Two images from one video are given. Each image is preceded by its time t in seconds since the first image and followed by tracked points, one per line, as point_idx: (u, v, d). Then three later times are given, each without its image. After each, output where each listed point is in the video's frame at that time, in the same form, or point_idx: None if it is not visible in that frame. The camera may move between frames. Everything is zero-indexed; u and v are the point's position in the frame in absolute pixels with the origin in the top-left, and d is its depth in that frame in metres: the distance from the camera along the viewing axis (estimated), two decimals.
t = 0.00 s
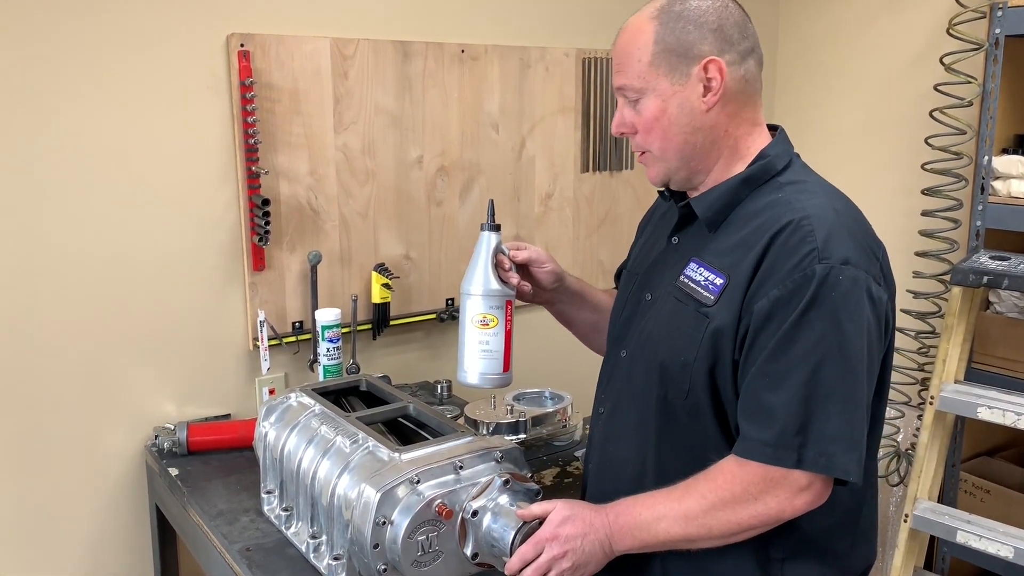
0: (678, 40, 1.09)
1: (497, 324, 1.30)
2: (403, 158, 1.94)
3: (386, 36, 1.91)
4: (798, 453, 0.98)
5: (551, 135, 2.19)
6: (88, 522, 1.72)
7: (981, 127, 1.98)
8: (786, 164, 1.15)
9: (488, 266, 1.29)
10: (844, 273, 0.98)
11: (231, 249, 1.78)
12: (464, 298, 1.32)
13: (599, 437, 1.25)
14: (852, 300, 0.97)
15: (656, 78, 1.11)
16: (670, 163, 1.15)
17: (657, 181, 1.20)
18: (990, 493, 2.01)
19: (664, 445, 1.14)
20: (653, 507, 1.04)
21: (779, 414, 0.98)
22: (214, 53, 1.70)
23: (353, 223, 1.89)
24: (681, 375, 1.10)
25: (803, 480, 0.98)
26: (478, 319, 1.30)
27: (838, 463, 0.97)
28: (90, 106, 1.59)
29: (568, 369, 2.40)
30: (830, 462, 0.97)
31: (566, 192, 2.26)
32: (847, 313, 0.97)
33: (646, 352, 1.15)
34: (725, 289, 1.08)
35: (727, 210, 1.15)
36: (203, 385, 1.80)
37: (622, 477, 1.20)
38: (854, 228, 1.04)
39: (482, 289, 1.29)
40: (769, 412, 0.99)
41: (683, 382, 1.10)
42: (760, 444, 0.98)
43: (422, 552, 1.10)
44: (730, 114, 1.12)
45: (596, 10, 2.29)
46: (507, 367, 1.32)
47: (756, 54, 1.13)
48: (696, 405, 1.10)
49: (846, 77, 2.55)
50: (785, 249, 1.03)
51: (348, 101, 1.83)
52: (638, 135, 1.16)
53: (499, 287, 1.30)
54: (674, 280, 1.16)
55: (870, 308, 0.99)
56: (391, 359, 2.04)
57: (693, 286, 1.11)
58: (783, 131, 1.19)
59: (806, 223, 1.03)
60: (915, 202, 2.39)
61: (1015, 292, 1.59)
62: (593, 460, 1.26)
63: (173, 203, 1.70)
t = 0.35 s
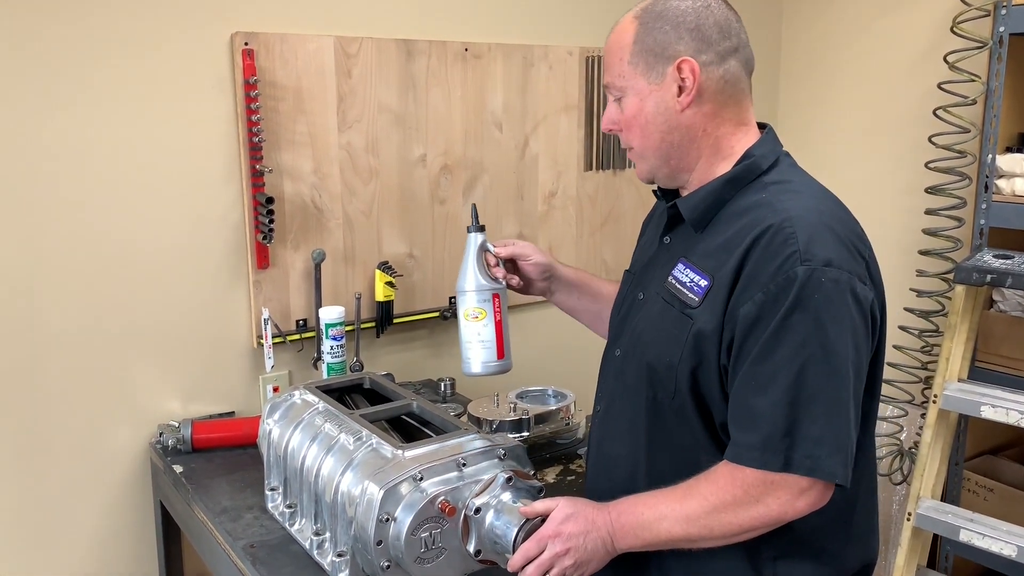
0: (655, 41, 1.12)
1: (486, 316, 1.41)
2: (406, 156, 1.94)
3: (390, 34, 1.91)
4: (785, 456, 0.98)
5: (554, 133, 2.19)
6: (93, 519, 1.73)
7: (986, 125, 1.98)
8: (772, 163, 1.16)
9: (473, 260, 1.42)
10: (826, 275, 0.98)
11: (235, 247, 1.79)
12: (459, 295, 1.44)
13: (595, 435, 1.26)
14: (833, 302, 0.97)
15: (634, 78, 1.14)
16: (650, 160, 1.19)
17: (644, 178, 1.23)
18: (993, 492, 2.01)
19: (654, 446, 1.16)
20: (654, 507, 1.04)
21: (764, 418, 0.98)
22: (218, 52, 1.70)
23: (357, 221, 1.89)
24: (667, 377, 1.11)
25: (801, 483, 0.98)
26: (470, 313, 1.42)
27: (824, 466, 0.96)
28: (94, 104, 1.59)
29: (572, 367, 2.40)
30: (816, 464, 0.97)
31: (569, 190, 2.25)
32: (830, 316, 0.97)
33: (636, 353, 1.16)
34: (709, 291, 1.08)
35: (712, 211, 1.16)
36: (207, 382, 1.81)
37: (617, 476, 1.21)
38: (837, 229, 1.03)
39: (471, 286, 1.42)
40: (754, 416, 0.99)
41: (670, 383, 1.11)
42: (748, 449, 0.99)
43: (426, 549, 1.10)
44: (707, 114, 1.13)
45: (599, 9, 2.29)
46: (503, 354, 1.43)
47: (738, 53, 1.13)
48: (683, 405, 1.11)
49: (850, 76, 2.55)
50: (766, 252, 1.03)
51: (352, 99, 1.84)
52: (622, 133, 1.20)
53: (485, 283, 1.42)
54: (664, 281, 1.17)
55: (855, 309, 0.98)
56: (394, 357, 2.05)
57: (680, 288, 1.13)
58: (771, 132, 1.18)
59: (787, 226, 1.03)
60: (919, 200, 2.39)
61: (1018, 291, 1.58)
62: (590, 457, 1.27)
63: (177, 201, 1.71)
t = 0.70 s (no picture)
0: (615, 47, 1.14)
1: (439, 330, 1.59)
2: (409, 154, 1.94)
3: (392, 33, 1.91)
4: (771, 435, 0.98)
5: (557, 131, 2.19)
6: (98, 516, 1.74)
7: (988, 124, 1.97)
8: (738, 154, 1.17)
9: (429, 282, 1.59)
10: (795, 254, 0.99)
11: (239, 245, 1.80)
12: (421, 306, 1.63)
13: (585, 433, 1.26)
14: (805, 279, 0.98)
15: (596, 84, 1.17)
16: (617, 162, 1.21)
17: (615, 179, 1.26)
18: (996, 491, 2.01)
19: (641, 438, 1.16)
20: (652, 498, 1.04)
21: (747, 398, 0.98)
22: (222, 51, 1.71)
23: (360, 220, 1.90)
24: (649, 368, 1.12)
25: (794, 460, 0.98)
26: (426, 325, 1.60)
27: (810, 441, 0.97)
28: (99, 103, 1.60)
29: (574, 365, 2.40)
30: (802, 440, 0.97)
31: (571, 188, 2.25)
32: (803, 293, 0.98)
33: (615, 349, 1.17)
34: (683, 280, 1.10)
35: (686, 204, 1.17)
36: (211, 380, 1.82)
37: (607, 472, 1.22)
38: (803, 209, 1.05)
39: (425, 302, 1.60)
40: (737, 397, 0.99)
41: (651, 374, 1.12)
42: (733, 430, 0.99)
43: (427, 546, 1.12)
44: (667, 116, 1.14)
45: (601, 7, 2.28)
46: (456, 361, 1.60)
47: (698, 56, 1.13)
48: (667, 395, 1.12)
49: (853, 74, 2.54)
50: (736, 237, 1.04)
51: (355, 98, 1.84)
52: (590, 136, 1.23)
53: (436, 302, 1.59)
54: (641, 276, 1.18)
55: (827, 285, 0.99)
56: (397, 355, 2.05)
57: (655, 281, 1.14)
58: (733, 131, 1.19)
59: (754, 210, 1.05)
60: (921, 198, 2.38)
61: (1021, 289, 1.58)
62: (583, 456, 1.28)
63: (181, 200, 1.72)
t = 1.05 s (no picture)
0: (568, 63, 1.19)
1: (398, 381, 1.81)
2: (412, 155, 1.95)
3: (396, 34, 1.92)
4: (749, 398, 0.99)
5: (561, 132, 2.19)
6: (104, 516, 1.74)
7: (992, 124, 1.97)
8: (694, 146, 1.21)
9: (389, 338, 1.81)
10: (752, 224, 1.03)
11: (243, 246, 1.80)
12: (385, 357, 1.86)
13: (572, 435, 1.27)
14: (766, 246, 1.02)
15: (554, 98, 1.22)
16: (582, 171, 1.26)
17: (583, 187, 1.30)
18: (1001, 491, 2.00)
19: (624, 426, 1.18)
20: (648, 485, 1.04)
21: (721, 365, 1.00)
22: (226, 53, 1.72)
23: (363, 220, 1.90)
24: (626, 354, 1.14)
25: (780, 421, 1.00)
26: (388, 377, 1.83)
27: (788, 401, 0.98)
28: (104, 105, 1.61)
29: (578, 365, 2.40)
30: (779, 401, 0.98)
31: (576, 189, 2.25)
32: (765, 259, 1.01)
33: (592, 344, 1.20)
34: (651, 265, 1.13)
35: (649, 196, 1.20)
36: (216, 380, 1.82)
37: (594, 468, 1.22)
38: (758, 184, 1.10)
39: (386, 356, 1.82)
40: (713, 366, 1.01)
41: (629, 360, 1.14)
42: (712, 397, 1.01)
43: (430, 546, 1.17)
44: (623, 122, 1.19)
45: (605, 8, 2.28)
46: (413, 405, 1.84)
47: (647, 64, 1.18)
48: (645, 380, 1.14)
49: (857, 74, 2.54)
50: (698, 215, 1.09)
51: (359, 99, 1.85)
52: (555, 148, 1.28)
53: (394, 356, 1.81)
54: (612, 270, 1.21)
55: (787, 250, 1.03)
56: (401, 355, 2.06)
57: (623, 271, 1.17)
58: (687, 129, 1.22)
59: (711, 188, 1.09)
60: (925, 199, 2.38)
61: None
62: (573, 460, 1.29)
63: (185, 201, 1.72)
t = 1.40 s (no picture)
0: (564, 70, 1.21)
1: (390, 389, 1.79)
2: (416, 157, 1.95)
3: (399, 37, 1.92)
4: (744, 382, 1.00)
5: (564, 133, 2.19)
6: (108, 517, 1.75)
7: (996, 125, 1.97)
8: (690, 144, 1.23)
9: (382, 346, 1.78)
10: (747, 214, 1.05)
11: (247, 248, 1.81)
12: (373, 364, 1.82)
13: (576, 434, 1.29)
14: (760, 235, 1.03)
15: (551, 105, 1.23)
16: (581, 175, 1.27)
17: (582, 192, 1.32)
18: (1006, 493, 2.00)
19: (625, 419, 1.18)
20: (650, 481, 1.04)
21: (717, 350, 1.01)
22: (230, 55, 1.72)
23: (367, 222, 1.91)
24: (626, 346, 1.16)
25: (778, 407, 1.00)
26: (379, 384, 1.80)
27: (782, 385, 0.99)
28: (109, 107, 1.62)
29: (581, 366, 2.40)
30: (773, 385, 0.99)
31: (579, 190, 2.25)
32: (759, 247, 1.02)
33: (591, 339, 1.21)
34: (648, 259, 1.15)
35: (646, 193, 1.22)
36: (220, 382, 1.83)
37: (597, 464, 1.23)
38: (753, 177, 1.11)
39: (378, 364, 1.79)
40: (709, 352, 1.02)
41: (629, 353, 1.15)
42: (709, 382, 1.02)
43: (433, 548, 1.18)
44: (619, 126, 1.20)
45: (608, 9, 2.28)
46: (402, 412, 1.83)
47: (641, 68, 1.20)
48: (646, 373, 1.15)
49: (861, 75, 2.54)
50: (694, 207, 1.10)
51: (362, 101, 1.85)
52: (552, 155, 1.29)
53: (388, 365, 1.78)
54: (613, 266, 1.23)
55: (781, 239, 1.04)
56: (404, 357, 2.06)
57: (622, 266, 1.19)
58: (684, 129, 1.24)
59: (707, 181, 1.11)
60: (929, 200, 2.37)
61: None
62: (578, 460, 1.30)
63: (189, 203, 1.73)
